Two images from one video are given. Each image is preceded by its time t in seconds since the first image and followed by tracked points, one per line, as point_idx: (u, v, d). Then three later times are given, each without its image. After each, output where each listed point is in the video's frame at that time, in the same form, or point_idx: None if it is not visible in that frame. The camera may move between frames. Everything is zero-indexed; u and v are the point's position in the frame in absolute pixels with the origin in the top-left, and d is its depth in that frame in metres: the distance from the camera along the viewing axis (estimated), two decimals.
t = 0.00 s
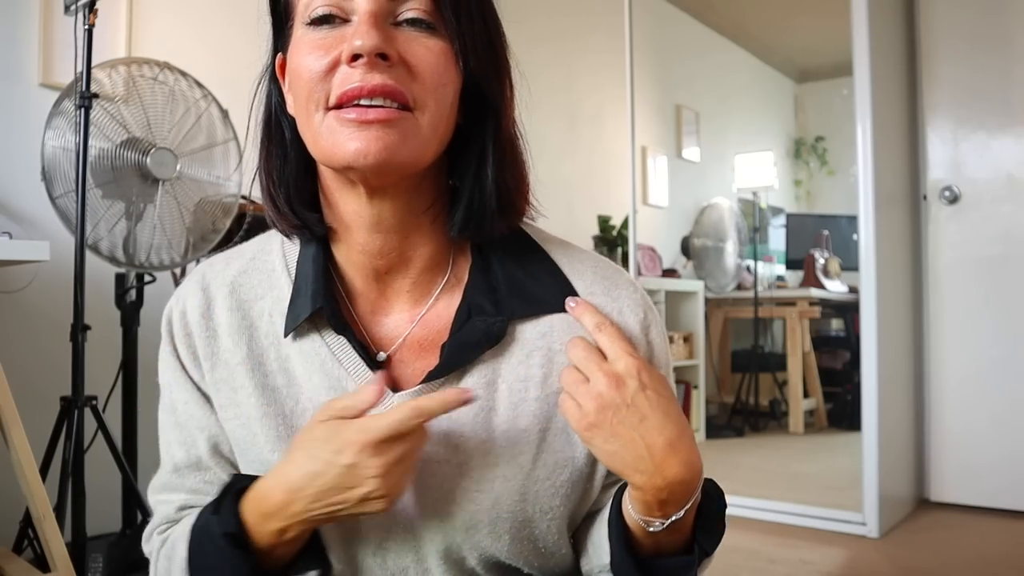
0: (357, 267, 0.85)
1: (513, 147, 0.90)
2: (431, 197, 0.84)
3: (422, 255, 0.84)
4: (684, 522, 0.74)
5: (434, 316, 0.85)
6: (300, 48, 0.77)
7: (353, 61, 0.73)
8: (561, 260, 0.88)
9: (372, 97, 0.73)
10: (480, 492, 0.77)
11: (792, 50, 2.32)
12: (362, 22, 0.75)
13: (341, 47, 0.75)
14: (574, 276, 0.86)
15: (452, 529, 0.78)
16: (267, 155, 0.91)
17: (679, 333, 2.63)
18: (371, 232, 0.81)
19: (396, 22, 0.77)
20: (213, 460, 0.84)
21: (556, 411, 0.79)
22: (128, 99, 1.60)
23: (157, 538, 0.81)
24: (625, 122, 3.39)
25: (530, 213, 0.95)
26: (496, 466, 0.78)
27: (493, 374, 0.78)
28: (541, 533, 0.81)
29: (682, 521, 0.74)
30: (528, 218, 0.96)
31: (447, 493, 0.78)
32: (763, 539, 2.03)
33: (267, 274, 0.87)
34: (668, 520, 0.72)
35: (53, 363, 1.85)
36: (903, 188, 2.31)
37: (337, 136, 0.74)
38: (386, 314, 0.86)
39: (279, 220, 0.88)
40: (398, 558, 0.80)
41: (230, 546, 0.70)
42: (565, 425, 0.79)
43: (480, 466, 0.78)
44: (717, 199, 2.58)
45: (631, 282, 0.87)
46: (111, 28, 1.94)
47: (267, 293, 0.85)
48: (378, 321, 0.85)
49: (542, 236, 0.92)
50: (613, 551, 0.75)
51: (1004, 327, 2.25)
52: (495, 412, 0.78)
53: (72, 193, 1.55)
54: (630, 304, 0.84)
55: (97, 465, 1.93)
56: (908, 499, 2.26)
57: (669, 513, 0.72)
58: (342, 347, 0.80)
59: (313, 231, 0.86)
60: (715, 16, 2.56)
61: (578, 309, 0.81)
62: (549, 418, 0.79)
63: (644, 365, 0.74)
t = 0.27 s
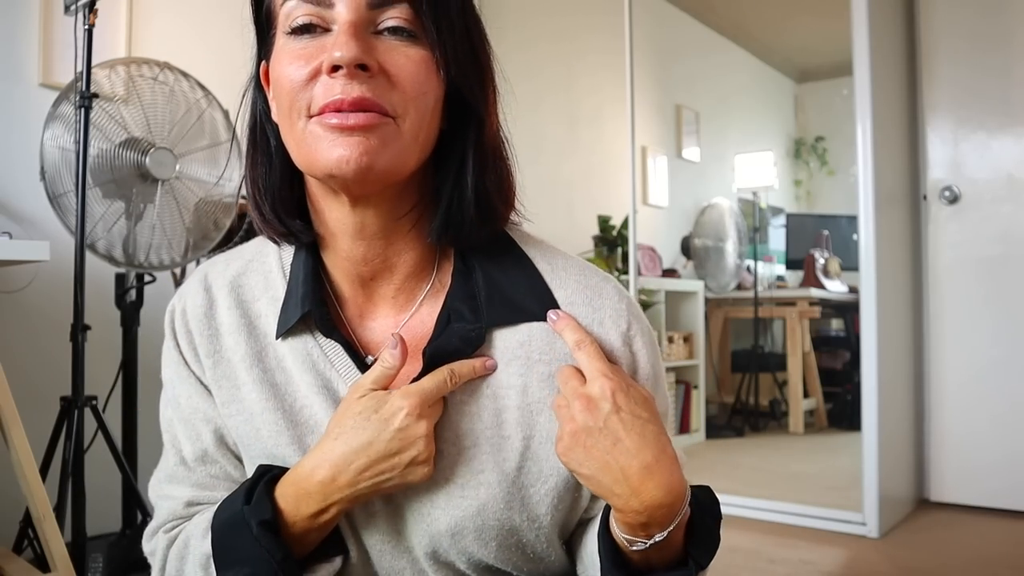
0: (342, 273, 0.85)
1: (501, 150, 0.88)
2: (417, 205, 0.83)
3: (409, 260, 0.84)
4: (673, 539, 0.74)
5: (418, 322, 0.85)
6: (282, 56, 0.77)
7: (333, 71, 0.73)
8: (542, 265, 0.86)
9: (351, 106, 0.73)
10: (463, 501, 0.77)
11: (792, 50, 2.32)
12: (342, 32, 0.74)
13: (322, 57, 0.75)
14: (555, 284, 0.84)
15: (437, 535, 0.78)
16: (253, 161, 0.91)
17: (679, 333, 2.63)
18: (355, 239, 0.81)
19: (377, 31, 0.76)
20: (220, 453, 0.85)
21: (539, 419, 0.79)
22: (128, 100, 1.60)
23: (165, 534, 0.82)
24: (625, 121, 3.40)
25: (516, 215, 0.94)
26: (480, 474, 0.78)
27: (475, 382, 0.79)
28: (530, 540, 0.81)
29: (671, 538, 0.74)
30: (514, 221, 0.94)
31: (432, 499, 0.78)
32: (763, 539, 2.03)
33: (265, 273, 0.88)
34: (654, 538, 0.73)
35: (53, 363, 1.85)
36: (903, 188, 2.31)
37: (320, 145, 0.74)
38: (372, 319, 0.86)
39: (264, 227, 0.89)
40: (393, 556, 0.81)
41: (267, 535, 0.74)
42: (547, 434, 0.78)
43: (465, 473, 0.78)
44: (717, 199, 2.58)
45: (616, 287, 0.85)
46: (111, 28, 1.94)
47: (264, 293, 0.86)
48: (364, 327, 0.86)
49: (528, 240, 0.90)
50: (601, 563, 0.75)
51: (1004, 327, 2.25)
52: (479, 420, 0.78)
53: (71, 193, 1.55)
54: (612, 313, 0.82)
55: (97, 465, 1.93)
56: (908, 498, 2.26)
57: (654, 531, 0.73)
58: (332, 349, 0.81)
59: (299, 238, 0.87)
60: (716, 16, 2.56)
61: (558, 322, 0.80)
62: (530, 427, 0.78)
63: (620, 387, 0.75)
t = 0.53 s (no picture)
0: (337, 276, 0.85)
1: (498, 155, 0.88)
2: (412, 209, 0.83)
3: (403, 264, 0.84)
4: (669, 548, 0.74)
5: (411, 326, 0.85)
6: (279, 60, 0.77)
7: (329, 76, 0.73)
8: (534, 271, 0.85)
9: (345, 110, 0.73)
10: (456, 507, 0.78)
11: (792, 50, 2.32)
12: (338, 37, 0.75)
13: (319, 61, 0.75)
14: (548, 291, 0.83)
15: (430, 540, 0.79)
16: (248, 162, 0.91)
17: (679, 333, 2.63)
18: (349, 243, 0.82)
19: (373, 36, 0.76)
20: (226, 447, 0.84)
21: (529, 429, 0.78)
22: (128, 100, 1.61)
23: (172, 531, 0.82)
24: (625, 121, 3.39)
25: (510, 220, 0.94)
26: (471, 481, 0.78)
27: (467, 388, 0.79)
28: (523, 545, 0.82)
29: (666, 547, 0.74)
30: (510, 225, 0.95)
31: (425, 503, 0.79)
32: (763, 539, 2.03)
33: (264, 272, 0.88)
34: (648, 548, 0.73)
35: (53, 363, 1.85)
36: (903, 188, 2.31)
37: (315, 150, 0.74)
38: (366, 322, 0.86)
39: (258, 227, 0.89)
40: (392, 556, 0.81)
41: (277, 522, 0.73)
42: (538, 444, 0.79)
43: (458, 479, 0.78)
44: (717, 199, 2.58)
45: (609, 295, 0.85)
46: (111, 28, 1.94)
47: (263, 292, 0.87)
48: (358, 330, 0.86)
49: (522, 244, 0.90)
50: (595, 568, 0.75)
51: (1004, 327, 2.25)
52: (473, 424, 0.78)
53: (71, 193, 1.55)
54: (604, 321, 0.82)
55: (97, 465, 1.93)
56: (908, 499, 2.26)
57: (647, 542, 0.73)
58: (329, 350, 0.81)
59: (295, 241, 0.87)
60: (716, 16, 2.56)
61: (549, 332, 0.79)
62: (520, 436, 0.78)
63: (608, 401, 0.74)
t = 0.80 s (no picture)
0: (340, 277, 0.85)
1: (501, 155, 0.88)
2: (416, 209, 0.83)
3: (407, 264, 0.84)
4: (671, 547, 0.74)
5: (413, 327, 0.85)
6: (283, 61, 0.77)
7: (334, 77, 0.73)
8: (537, 271, 0.85)
9: (351, 113, 0.73)
10: (460, 506, 0.78)
11: (792, 50, 2.32)
12: (343, 38, 0.74)
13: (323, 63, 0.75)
14: (552, 291, 0.84)
15: (432, 539, 0.79)
16: (252, 163, 0.91)
17: (680, 333, 2.64)
18: (353, 243, 0.81)
19: (377, 38, 0.76)
20: (225, 450, 0.84)
21: (533, 428, 0.79)
22: (127, 100, 1.61)
23: (171, 533, 0.82)
24: (625, 121, 3.39)
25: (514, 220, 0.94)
26: (476, 479, 0.78)
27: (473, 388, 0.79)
28: (525, 545, 0.82)
29: (669, 546, 0.74)
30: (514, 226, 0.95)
31: (427, 503, 0.79)
32: (763, 539, 2.03)
33: (266, 275, 0.89)
34: (651, 548, 0.73)
35: (53, 363, 1.85)
36: (903, 188, 2.31)
37: (321, 152, 0.74)
38: (370, 322, 0.86)
39: (261, 227, 0.89)
40: (394, 557, 0.81)
41: (281, 530, 0.74)
42: (542, 443, 0.79)
43: (461, 479, 0.78)
44: (717, 199, 2.58)
45: (612, 295, 0.85)
46: (111, 28, 1.94)
47: (265, 294, 0.87)
48: (362, 332, 0.86)
49: (526, 245, 0.90)
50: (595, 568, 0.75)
51: (1004, 326, 2.25)
52: (476, 424, 0.79)
53: (69, 193, 1.55)
54: (608, 321, 0.82)
55: (97, 464, 1.93)
56: (908, 498, 2.26)
57: (650, 540, 0.73)
58: (331, 351, 0.81)
59: (298, 242, 0.87)
60: (716, 16, 2.56)
61: (554, 331, 0.79)
62: (524, 435, 0.79)
63: (614, 399, 0.74)
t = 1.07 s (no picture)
0: (345, 276, 0.85)
1: (507, 156, 0.88)
2: (422, 210, 0.83)
3: (412, 264, 0.84)
4: (667, 548, 0.74)
5: (419, 326, 0.85)
6: (288, 64, 0.77)
7: (341, 82, 0.73)
8: (541, 272, 0.86)
9: (358, 118, 0.73)
10: (462, 506, 0.78)
11: (792, 50, 2.32)
12: (349, 42, 0.74)
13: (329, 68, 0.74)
14: (555, 291, 0.84)
15: (434, 539, 0.79)
16: (258, 163, 0.91)
17: (680, 333, 2.64)
18: (359, 244, 0.81)
19: (383, 41, 0.76)
20: (230, 446, 0.84)
21: (534, 428, 0.79)
22: (127, 100, 1.61)
23: (175, 529, 0.82)
24: (625, 121, 3.39)
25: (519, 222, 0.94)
26: (479, 478, 0.78)
27: (477, 387, 0.79)
28: (526, 545, 0.82)
29: (665, 547, 0.74)
30: (519, 228, 0.95)
31: (429, 503, 0.78)
32: (763, 539, 2.03)
33: (270, 273, 0.89)
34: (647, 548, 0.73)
35: (53, 362, 1.85)
36: (903, 187, 2.31)
37: (327, 156, 0.74)
38: (375, 322, 0.86)
39: (267, 226, 0.89)
40: (397, 555, 0.81)
41: (276, 520, 0.73)
42: (543, 443, 0.79)
43: (464, 478, 0.78)
44: (717, 199, 2.58)
45: (615, 295, 0.85)
46: (111, 28, 1.94)
47: (269, 292, 0.87)
48: (367, 332, 0.86)
49: (530, 246, 0.90)
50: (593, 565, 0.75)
51: (1004, 326, 2.25)
52: (479, 424, 0.79)
53: (69, 193, 1.55)
54: (610, 321, 0.82)
55: (98, 464, 1.93)
56: (908, 498, 2.26)
57: (645, 540, 0.73)
58: (335, 349, 0.81)
59: (303, 242, 0.87)
60: (716, 16, 2.56)
61: (556, 331, 0.79)
62: (526, 435, 0.79)
63: (612, 399, 0.74)
